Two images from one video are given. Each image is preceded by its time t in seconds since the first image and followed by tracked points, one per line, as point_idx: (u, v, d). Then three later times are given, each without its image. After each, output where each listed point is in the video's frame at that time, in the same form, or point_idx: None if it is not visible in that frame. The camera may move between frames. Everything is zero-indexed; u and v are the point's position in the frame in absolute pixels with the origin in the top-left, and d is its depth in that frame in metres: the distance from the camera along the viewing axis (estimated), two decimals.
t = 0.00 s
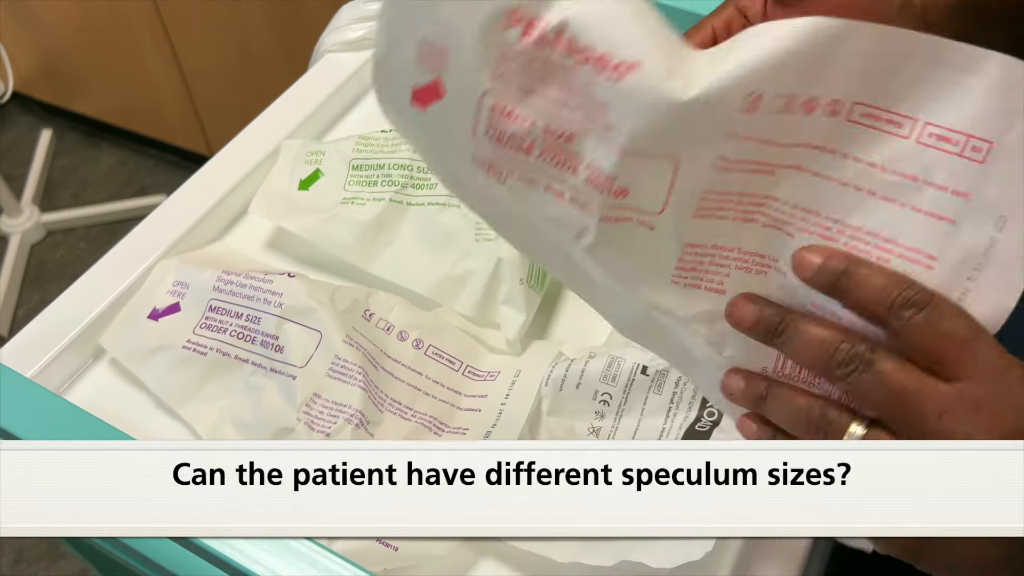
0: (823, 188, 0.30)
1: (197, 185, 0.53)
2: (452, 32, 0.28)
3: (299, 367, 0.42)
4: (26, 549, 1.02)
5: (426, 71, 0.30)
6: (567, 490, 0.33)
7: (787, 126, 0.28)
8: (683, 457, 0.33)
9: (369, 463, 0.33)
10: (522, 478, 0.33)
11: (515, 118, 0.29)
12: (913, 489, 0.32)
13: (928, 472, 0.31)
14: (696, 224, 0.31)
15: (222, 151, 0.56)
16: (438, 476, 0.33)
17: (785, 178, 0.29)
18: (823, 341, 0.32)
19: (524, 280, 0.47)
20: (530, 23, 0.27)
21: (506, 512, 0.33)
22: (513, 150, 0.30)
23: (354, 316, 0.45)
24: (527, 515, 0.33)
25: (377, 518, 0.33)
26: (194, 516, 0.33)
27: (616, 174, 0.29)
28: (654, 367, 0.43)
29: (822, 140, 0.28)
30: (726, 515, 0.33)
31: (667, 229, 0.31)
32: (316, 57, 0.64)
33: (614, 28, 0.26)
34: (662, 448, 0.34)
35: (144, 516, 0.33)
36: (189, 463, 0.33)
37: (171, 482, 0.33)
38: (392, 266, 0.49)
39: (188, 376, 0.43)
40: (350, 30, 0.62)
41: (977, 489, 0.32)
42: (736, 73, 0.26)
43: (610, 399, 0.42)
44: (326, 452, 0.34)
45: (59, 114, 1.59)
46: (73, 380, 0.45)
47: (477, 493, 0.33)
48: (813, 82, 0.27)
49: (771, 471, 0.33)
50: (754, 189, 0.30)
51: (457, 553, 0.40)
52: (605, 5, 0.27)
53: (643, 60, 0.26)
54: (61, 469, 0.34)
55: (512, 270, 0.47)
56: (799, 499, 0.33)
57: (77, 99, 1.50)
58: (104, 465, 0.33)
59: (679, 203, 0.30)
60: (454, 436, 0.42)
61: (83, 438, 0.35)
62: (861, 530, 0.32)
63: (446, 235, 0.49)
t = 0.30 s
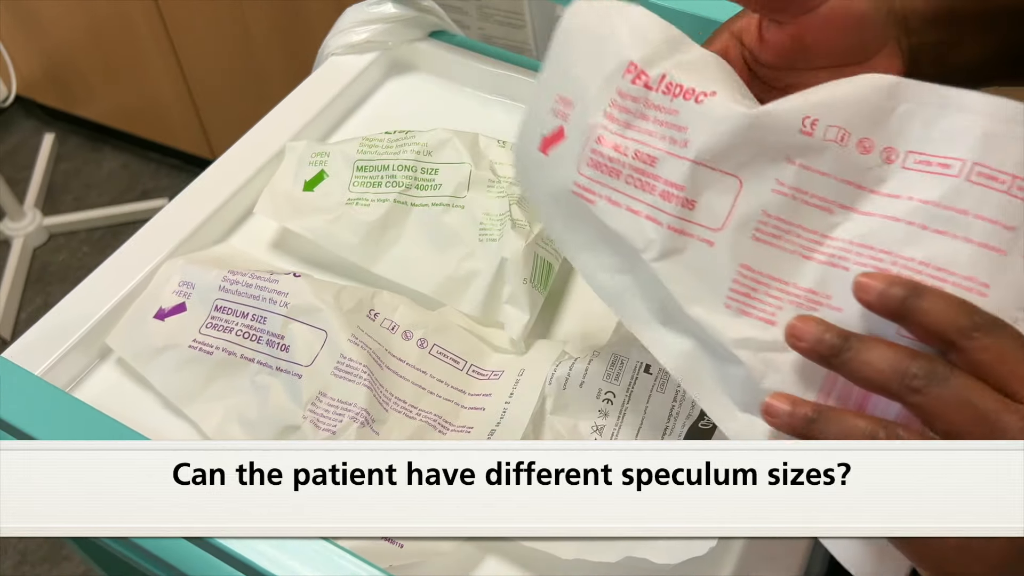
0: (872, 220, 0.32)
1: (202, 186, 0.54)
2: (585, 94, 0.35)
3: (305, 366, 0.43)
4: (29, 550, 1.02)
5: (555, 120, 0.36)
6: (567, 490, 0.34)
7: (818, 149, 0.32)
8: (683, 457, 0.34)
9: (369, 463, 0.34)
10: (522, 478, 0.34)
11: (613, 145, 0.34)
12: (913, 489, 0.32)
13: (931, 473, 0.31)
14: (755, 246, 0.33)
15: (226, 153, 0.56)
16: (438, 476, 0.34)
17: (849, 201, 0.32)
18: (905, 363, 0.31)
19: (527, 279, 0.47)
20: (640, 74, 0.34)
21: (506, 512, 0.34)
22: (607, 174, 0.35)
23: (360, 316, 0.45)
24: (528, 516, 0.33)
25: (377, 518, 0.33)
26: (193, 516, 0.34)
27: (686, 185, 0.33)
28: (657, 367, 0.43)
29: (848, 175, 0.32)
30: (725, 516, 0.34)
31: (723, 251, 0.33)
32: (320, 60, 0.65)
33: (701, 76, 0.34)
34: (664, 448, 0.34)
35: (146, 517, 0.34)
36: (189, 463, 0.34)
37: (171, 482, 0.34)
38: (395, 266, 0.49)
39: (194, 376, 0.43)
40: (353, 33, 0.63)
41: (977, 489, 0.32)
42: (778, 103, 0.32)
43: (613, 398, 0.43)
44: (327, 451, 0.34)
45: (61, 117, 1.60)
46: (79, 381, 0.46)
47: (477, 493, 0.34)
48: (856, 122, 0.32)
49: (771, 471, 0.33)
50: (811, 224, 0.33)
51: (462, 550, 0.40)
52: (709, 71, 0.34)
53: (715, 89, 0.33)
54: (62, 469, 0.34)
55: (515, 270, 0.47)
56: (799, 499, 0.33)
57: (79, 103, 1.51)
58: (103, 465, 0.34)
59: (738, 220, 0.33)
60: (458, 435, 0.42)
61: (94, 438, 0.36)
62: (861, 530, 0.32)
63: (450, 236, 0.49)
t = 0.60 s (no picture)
0: None
1: (205, 188, 0.54)
2: (802, 141, 0.31)
3: (309, 364, 0.43)
4: (31, 553, 1.02)
5: (772, 177, 0.33)
6: (567, 490, 0.34)
7: None
8: (683, 457, 0.34)
9: (369, 463, 0.34)
10: (522, 478, 0.34)
11: (824, 205, 0.31)
12: (912, 489, 0.32)
13: (927, 472, 0.31)
14: (996, 328, 0.28)
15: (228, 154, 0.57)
16: (438, 476, 0.34)
17: None
18: None
19: (529, 278, 0.48)
20: (845, 116, 0.29)
21: (506, 512, 0.34)
22: (822, 241, 0.31)
23: (362, 314, 0.46)
24: (528, 516, 0.34)
25: (375, 518, 0.34)
26: (192, 516, 0.34)
27: (898, 258, 0.29)
28: (658, 363, 0.43)
29: None
30: (725, 516, 0.34)
31: (957, 332, 0.29)
32: (321, 62, 0.65)
33: (913, 110, 0.28)
34: (662, 448, 0.35)
35: (146, 517, 0.34)
36: (189, 463, 0.34)
37: (171, 482, 0.34)
38: (398, 266, 0.50)
39: (199, 375, 0.44)
40: (355, 36, 0.63)
41: (978, 490, 0.32)
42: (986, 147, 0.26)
43: (614, 395, 0.43)
44: (328, 451, 0.35)
45: (62, 122, 1.60)
46: (83, 380, 0.46)
47: (477, 493, 0.34)
48: None
49: (771, 471, 0.34)
50: None
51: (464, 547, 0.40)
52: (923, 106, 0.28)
53: (925, 129, 0.27)
54: (63, 469, 0.34)
55: (517, 269, 0.48)
56: (799, 499, 0.34)
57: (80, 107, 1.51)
58: (105, 466, 0.34)
59: (967, 296, 0.28)
60: (461, 432, 0.42)
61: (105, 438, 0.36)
62: (859, 532, 0.33)
63: (452, 236, 0.50)
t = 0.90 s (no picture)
0: None
1: (206, 188, 0.55)
2: (819, 279, 0.30)
3: (309, 361, 0.43)
4: (32, 555, 1.02)
5: (805, 309, 0.31)
6: (567, 490, 0.32)
7: None
8: (683, 457, 0.33)
9: (369, 463, 0.33)
10: (522, 478, 0.32)
11: (862, 341, 0.29)
12: (913, 489, 0.29)
13: (927, 470, 0.28)
14: None
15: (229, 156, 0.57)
16: (438, 476, 0.33)
17: None
18: None
19: (527, 276, 0.48)
20: (863, 254, 0.28)
21: (505, 512, 0.32)
22: (867, 373, 0.30)
23: (362, 312, 0.46)
24: (527, 516, 0.32)
25: (374, 518, 0.32)
26: (193, 516, 0.32)
27: (946, 390, 0.28)
28: (654, 359, 0.44)
29: None
30: (724, 517, 0.31)
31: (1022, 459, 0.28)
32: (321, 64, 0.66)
33: (928, 248, 0.26)
34: (664, 447, 0.33)
35: (145, 516, 0.32)
36: (189, 463, 0.33)
37: (171, 482, 0.33)
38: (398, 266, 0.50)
39: (201, 374, 0.44)
40: (354, 37, 0.64)
41: (978, 489, 0.28)
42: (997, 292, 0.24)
43: (612, 391, 0.43)
44: (327, 452, 0.33)
45: (63, 126, 1.61)
46: (85, 378, 0.46)
47: (477, 493, 0.32)
48: None
49: (771, 471, 0.32)
50: None
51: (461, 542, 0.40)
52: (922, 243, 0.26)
53: (944, 268, 0.26)
54: (63, 469, 0.32)
55: (516, 267, 0.48)
56: (799, 499, 0.31)
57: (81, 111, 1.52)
58: (103, 465, 0.32)
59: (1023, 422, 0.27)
60: (460, 428, 0.43)
61: (117, 438, 0.34)
62: (860, 533, 0.30)
63: (450, 235, 0.50)
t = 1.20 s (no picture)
0: None
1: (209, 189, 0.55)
2: (870, 389, 0.34)
3: (304, 363, 0.43)
4: (34, 558, 1.02)
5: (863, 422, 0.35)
6: (567, 490, 0.32)
7: None
8: (683, 457, 0.33)
9: (369, 463, 0.33)
10: (522, 478, 0.32)
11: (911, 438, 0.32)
12: (913, 490, 0.30)
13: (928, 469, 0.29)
14: None
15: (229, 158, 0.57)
16: (438, 476, 0.33)
17: None
18: None
19: (541, 269, 0.49)
20: (898, 358, 0.32)
21: (506, 513, 0.32)
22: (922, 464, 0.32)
23: (356, 310, 0.46)
24: (528, 516, 0.32)
25: (375, 518, 0.32)
26: (194, 516, 0.32)
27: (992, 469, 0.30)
28: (655, 358, 0.44)
29: None
30: (724, 517, 0.31)
31: None
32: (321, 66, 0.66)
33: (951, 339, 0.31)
34: (664, 448, 0.33)
35: (146, 516, 0.32)
36: (189, 463, 0.33)
37: (171, 482, 0.33)
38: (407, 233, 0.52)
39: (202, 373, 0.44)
40: (355, 39, 0.64)
41: (977, 489, 0.29)
42: (1005, 360, 0.29)
43: (612, 389, 0.44)
44: (327, 452, 0.33)
45: (64, 130, 1.61)
46: (87, 378, 0.46)
47: (477, 493, 0.32)
48: None
49: (771, 471, 0.32)
50: None
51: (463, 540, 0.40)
52: (936, 329, 0.31)
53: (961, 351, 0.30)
54: (64, 469, 0.32)
55: (531, 258, 0.49)
56: (799, 499, 0.31)
57: (82, 116, 1.52)
58: (104, 465, 0.32)
59: None
60: (457, 422, 0.43)
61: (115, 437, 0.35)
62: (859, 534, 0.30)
63: (461, 216, 0.51)
